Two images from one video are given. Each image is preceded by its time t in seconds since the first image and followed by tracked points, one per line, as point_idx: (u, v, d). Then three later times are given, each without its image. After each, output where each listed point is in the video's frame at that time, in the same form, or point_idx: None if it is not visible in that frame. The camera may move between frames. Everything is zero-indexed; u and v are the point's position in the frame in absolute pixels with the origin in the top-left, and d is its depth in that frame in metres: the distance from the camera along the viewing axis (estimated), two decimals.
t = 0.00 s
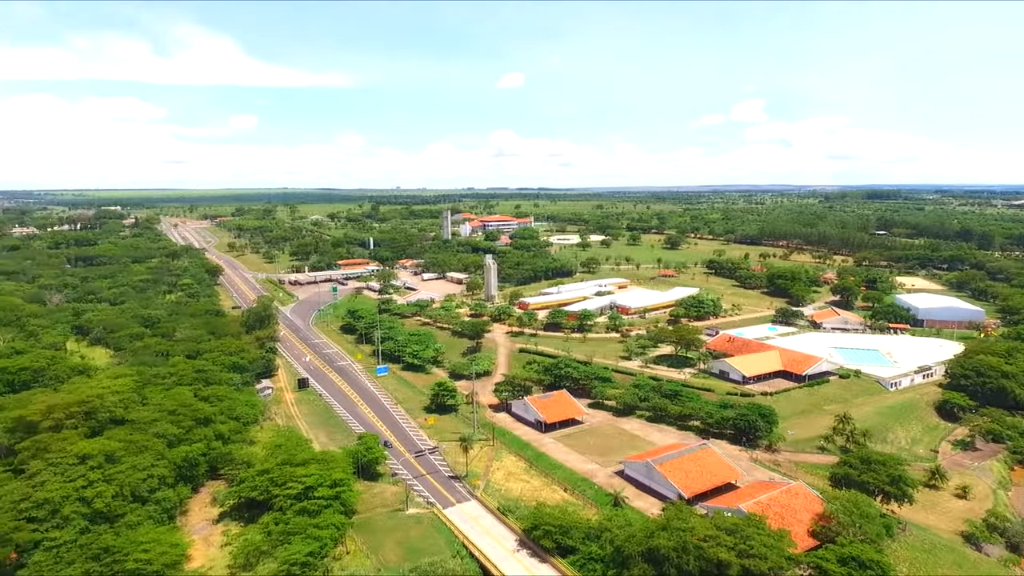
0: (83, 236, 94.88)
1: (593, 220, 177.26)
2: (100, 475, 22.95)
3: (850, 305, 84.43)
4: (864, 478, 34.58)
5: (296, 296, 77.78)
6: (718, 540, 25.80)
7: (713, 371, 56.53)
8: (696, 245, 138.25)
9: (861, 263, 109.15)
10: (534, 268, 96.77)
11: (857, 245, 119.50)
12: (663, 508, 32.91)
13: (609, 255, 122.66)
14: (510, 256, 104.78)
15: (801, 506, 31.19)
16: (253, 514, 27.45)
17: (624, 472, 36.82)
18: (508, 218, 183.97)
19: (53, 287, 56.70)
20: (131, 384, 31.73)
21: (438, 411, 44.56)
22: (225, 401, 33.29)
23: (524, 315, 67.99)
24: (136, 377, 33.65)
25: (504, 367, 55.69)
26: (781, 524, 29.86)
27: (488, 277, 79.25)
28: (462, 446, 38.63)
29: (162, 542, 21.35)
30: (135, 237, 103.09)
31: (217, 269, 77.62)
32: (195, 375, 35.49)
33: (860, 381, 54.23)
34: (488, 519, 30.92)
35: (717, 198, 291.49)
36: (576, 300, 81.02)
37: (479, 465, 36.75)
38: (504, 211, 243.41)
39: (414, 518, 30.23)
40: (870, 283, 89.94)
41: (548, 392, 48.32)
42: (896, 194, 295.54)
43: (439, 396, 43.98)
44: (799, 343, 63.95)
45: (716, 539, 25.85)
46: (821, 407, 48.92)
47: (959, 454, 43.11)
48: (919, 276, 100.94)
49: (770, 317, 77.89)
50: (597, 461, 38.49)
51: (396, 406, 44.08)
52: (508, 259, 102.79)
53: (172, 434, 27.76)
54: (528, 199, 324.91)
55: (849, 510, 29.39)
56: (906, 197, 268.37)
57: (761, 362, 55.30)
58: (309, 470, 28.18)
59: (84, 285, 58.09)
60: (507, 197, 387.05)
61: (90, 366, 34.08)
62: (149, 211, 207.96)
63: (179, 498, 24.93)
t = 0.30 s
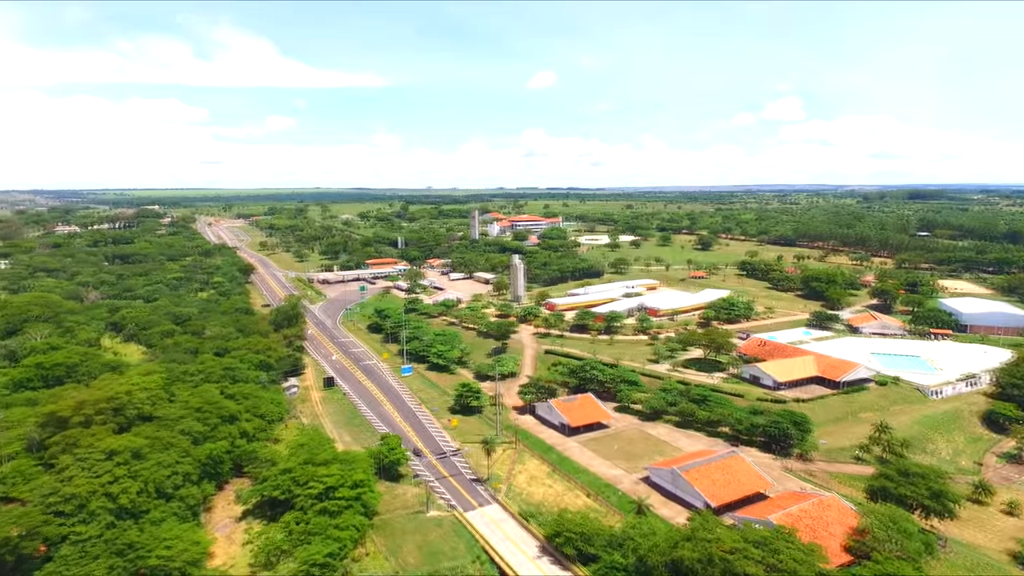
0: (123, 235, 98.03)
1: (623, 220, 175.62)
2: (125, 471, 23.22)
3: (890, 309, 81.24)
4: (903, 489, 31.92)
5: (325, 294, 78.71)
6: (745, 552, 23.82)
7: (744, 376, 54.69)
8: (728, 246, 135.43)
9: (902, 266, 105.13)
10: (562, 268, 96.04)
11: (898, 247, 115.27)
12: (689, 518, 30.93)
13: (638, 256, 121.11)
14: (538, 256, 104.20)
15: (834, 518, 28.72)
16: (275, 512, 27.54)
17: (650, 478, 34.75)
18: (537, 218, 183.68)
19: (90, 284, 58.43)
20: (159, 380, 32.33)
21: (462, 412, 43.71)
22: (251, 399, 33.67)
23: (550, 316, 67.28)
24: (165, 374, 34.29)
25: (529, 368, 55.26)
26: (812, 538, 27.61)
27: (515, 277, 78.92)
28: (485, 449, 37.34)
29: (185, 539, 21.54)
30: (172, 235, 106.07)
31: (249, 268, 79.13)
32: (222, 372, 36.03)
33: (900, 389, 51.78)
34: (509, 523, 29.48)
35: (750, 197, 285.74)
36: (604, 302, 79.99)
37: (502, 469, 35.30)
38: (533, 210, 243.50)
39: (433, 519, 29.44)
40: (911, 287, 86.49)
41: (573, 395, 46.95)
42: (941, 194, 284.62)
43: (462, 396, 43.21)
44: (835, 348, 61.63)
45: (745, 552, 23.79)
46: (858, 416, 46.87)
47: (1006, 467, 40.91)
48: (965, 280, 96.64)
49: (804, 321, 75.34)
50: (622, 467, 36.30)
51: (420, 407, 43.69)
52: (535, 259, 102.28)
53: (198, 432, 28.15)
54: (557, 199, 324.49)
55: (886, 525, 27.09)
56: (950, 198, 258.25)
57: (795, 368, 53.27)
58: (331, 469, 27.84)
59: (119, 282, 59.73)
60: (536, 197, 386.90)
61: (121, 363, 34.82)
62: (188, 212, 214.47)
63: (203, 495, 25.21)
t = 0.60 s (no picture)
0: (153, 233, 100.37)
1: (648, 220, 173.67)
2: (143, 470, 23.40)
3: (925, 313, 78.36)
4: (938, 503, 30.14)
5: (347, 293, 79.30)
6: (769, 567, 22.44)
7: (770, 381, 53.12)
8: (756, 247, 132.70)
9: (938, 268, 101.41)
10: (584, 269, 95.13)
11: (934, 249, 111.35)
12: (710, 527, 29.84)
13: (662, 257, 119.48)
14: (560, 257, 103.47)
15: (863, 532, 27.20)
16: (291, 513, 27.51)
17: (670, 485, 33.77)
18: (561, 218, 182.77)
19: (120, 282, 59.83)
20: (180, 378, 32.75)
21: (480, 414, 43.20)
22: (271, 398, 33.87)
23: (571, 317, 66.52)
24: (187, 373, 34.74)
25: (549, 370, 54.60)
26: (839, 551, 26.08)
27: (536, 277, 78.35)
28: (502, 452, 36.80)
29: (200, 538, 21.62)
30: (200, 234, 108.26)
31: (274, 267, 80.18)
32: (243, 371, 36.35)
33: (935, 398, 49.67)
34: (525, 529, 28.90)
35: (779, 197, 280.23)
36: (626, 303, 78.87)
37: (519, 473, 34.73)
38: (557, 209, 242.74)
39: (448, 524, 28.94)
40: (947, 290, 83.33)
41: (593, 398, 46.07)
42: (980, 194, 274.81)
43: (481, 398, 42.69)
44: (866, 353, 59.53)
45: (767, 566, 22.47)
46: (888, 425, 45.11)
47: None
48: (1005, 283, 92.77)
49: (834, 325, 73.15)
50: (642, 473, 35.41)
51: (438, 408, 43.47)
52: (557, 259, 101.56)
53: (216, 431, 28.34)
54: (581, 199, 323.02)
55: (919, 541, 25.31)
56: (990, 198, 249.10)
57: (823, 373, 51.52)
58: (347, 470, 27.64)
59: (147, 280, 61.00)
60: (560, 196, 385.87)
61: (144, 361, 35.39)
62: (218, 210, 219.03)
63: (220, 494, 25.39)
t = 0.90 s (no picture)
0: (170, 233, 101.46)
1: (663, 220, 172.28)
2: (149, 471, 23.39)
3: (947, 316, 76.47)
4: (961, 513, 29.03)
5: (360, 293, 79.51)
6: None
7: (786, 386, 51.99)
8: (773, 248, 130.85)
9: (962, 270, 99.01)
10: (597, 270, 94.35)
11: (957, 250, 108.83)
12: (722, 535, 29.13)
13: (676, 257, 118.26)
14: (574, 257, 102.85)
15: (882, 544, 26.20)
16: (297, 516, 27.35)
17: (682, 491, 33.11)
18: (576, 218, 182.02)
19: (135, 281, 60.45)
20: (190, 378, 32.84)
21: (490, 416, 42.73)
22: (280, 399, 33.81)
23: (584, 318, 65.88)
24: (196, 373, 34.82)
25: (560, 372, 54.05)
26: (856, 564, 25.19)
27: (549, 278, 77.78)
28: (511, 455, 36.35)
29: (205, 540, 21.46)
30: (216, 233, 109.21)
31: (287, 267, 80.62)
32: (253, 371, 36.35)
33: (957, 404, 48.24)
34: (533, 534, 28.44)
35: (797, 197, 276.44)
36: (640, 304, 77.99)
37: (528, 476, 34.27)
38: (572, 209, 242.11)
39: (455, 528, 28.59)
40: (971, 292, 81.26)
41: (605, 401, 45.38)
42: (1005, 194, 268.66)
43: (490, 400, 42.24)
44: (885, 357, 58.08)
45: None
46: (909, 431, 43.86)
47: None
48: None
49: (853, 328, 71.60)
50: (654, 478, 34.78)
51: (448, 409, 43.18)
52: (571, 260, 100.93)
53: (224, 432, 28.25)
54: (595, 199, 321.94)
55: (940, 555, 24.11)
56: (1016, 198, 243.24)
57: (841, 377, 50.27)
58: (354, 473, 27.32)
59: (162, 280, 61.54)
60: (574, 196, 384.95)
61: (155, 360, 35.57)
62: (236, 210, 221.24)
63: (227, 495, 25.32)
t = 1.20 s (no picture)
0: (179, 233, 101.97)
1: (672, 220, 171.14)
2: (149, 473, 23.26)
3: (962, 319, 75.07)
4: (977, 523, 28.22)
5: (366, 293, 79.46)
6: None
7: (796, 389, 51.14)
8: (783, 248, 129.44)
9: (977, 272, 97.27)
10: (605, 270, 93.70)
11: (973, 252, 107.00)
12: (729, 543, 28.54)
13: (686, 258, 117.25)
14: (582, 258, 102.22)
15: (894, 554, 25.48)
16: (298, 519, 27.13)
17: (688, 497, 32.55)
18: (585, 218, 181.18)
19: (143, 281, 60.72)
20: (193, 379, 32.80)
21: (495, 419, 42.37)
22: (283, 400, 33.64)
23: (591, 319, 65.30)
24: (200, 374, 34.79)
25: (566, 374, 53.53)
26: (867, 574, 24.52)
27: (556, 278, 77.24)
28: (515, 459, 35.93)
29: (203, 544, 21.20)
30: (225, 233, 109.62)
31: (295, 267, 80.71)
32: (257, 372, 36.25)
33: (972, 409, 47.17)
34: (535, 540, 28.02)
35: (808, 197, 273.50)
36: (648, 306, 77.25)
37: (532, 481, 33.86)
38: (581, 209, 241.08)
39: (456, 533, 28.23)
40: (986, 295, 79.74)
41: (611, 404, 44.81)
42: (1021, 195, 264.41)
43: (495, 402, 41.82)
44: (898, 361, 57.01)
45: None
46: (922, 437, 42.96)
47: None
48: None
49: (865, 330, 70.46)
50: (659, 483, 34.24)
51: (453, 411, 42.87)
52: (579, 261, 100.32)
53: (225, 434, 28.07)
54: (604, 199, 320.62)
55: (954, 566, 23.35)
56: None
57: (853, 381, 49.35)
58: (355, 476, 27.03)
59: (169, 279, 61.76)
60: (583, 196, 383.78)
61: (159, 361, 35.60)
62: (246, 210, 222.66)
63: (227, 498, 25.15)
